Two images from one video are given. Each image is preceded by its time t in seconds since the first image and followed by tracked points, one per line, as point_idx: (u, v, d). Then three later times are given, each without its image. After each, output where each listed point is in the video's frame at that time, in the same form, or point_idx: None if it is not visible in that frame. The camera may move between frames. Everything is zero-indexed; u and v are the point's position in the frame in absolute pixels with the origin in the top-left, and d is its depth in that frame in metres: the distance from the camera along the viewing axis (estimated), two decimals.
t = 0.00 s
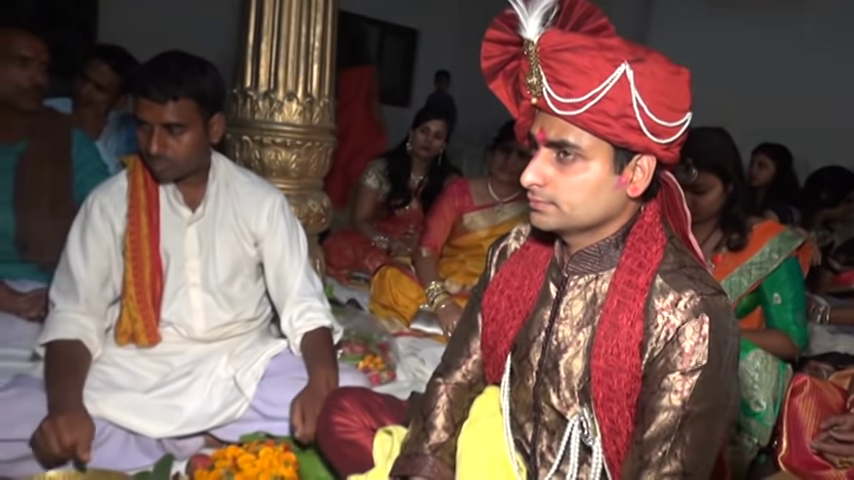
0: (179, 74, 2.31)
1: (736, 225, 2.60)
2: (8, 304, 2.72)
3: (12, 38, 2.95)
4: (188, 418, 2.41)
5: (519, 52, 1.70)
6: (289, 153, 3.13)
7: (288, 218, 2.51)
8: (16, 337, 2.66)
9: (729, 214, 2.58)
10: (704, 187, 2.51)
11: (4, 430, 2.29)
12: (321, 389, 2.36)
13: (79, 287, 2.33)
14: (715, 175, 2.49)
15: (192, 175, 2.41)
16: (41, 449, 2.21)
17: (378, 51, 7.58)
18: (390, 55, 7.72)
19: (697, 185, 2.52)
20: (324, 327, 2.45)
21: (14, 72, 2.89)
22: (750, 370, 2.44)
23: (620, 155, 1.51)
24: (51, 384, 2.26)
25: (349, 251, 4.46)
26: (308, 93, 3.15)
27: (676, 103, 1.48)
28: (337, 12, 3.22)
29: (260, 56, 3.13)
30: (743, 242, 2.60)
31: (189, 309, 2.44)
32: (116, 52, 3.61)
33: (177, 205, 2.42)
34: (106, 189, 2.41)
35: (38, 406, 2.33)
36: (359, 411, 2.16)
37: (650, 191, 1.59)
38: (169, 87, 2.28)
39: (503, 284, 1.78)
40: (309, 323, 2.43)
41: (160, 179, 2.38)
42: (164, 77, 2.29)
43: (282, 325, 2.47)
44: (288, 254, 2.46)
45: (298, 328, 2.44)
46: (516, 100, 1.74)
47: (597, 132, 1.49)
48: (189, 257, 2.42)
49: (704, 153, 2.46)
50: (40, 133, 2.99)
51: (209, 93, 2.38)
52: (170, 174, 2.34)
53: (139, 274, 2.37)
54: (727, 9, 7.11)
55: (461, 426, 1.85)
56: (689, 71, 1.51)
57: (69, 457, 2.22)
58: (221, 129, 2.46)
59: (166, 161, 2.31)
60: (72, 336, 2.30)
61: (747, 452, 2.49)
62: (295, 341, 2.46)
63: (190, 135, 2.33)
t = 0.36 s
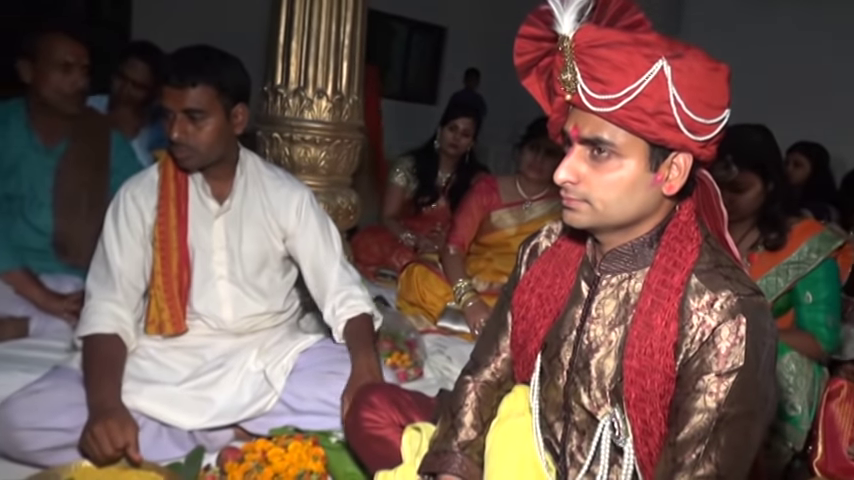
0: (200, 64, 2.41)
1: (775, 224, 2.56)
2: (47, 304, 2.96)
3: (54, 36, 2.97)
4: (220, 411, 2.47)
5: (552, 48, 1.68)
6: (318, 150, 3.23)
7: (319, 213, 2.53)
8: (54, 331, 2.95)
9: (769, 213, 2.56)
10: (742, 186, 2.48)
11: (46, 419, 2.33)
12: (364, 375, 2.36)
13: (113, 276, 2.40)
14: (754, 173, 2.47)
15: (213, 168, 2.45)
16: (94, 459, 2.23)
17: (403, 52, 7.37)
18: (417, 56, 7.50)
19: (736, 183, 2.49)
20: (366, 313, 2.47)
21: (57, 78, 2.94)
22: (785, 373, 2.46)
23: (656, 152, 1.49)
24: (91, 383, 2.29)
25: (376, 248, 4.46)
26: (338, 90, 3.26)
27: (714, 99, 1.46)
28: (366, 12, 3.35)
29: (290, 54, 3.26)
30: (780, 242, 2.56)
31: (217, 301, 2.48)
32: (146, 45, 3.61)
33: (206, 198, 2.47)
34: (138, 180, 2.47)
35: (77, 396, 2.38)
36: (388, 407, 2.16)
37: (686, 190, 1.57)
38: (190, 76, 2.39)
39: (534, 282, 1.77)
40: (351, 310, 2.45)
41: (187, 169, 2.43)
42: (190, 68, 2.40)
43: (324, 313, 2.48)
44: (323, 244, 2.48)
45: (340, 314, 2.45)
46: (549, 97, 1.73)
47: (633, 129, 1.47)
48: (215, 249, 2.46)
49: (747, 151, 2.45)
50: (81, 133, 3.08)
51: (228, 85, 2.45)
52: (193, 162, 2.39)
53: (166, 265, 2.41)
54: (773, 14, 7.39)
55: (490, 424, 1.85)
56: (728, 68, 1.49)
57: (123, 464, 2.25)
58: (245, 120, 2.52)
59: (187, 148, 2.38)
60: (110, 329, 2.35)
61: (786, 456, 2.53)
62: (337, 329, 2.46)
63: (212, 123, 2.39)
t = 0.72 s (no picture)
0: (224, 62, 2.42)
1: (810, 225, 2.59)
2: (83, 302, 2.99)
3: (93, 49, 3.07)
4: (249, 408, 2.48)
5: (584, 47, 1.66)
6: (346, 149, 3.24)
7: (343, 211, 2.53)
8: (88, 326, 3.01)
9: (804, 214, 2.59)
10: (776, 186, 2.53)
11: (80, 414, 2.36)
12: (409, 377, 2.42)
13: (144, 276, 2.42)
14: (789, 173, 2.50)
15: (240, 167, 2.46)
16: (129, 455, 2.29)
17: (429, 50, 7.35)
18: (442, 53, 7.47)
19: (769, 183, 2.54)
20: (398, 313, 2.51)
21: (93, 94, 3.06)
22: (821, 378, 2.41)
23: (690, 151, 1.47)
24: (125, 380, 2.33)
25: (402, 247, 4.46)
26: (366, 90, 3.27)
27: (750, 98, 1.44)
28: (394, 11, 3.35)
29: (319, 54, 3.27)
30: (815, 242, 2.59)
31: (246, 300, 2.50)
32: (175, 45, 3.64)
33: (233, 197, 2.48)
34: (168, 180, 2.49)
35: (112, 393, 2.41)
36: (415, 406, 2.18)
37: (720, 190, 1.55)
38: (216, 75, 2.39)
39: (564, 283, 1.76)
40: (384, 311, 2.48)
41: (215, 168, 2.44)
42: (217, 68, 2.41)
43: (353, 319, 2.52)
44: (345, 243, 2.49)
45: (370, 315, 2.48)
46: (580, 96, 1.72)
47: (666, 128, 1.45)
48: (243, 249, 2.48)
49: (783, 152, 2.50)
50: (120, 137, 3.20)
51: (255, 85, 2.46)
52: (220, 162, 2.41)
53: (196, 264, 2.44)
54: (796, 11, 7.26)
55: (518, 425, 1.84)
56: (765, 65, 1.47)
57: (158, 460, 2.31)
58: (271, 120, 2.53)
59: (214, 148, 2.40)
60: (142, 329, 2.38)
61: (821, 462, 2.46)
62: (369, 328, 2.50)
63: (238, 122, 2.41)
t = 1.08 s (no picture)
0: (255, 67, 2.44)
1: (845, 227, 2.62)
2: (116, 302, 3.07)
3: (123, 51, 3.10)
4: (278, 410, 2.49)
5: (617, 49, 1.64)
6: (373, 152, 3.24)
7: (368, 214, 2.51)
8: (119, 325, 3.07)
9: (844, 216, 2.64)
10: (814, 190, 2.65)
11: (113, 413, 2.38)
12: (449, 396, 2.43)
13: (174, 279, 2.46)
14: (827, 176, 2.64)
15: (269, 172, 2.47)
16: (161, 454, 2.28)
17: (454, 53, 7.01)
18: (468, 56, 7.09)
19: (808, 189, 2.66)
20: (429, 321, 2.47)
21: (120, 114, 3.15)
22: None
23: (727, 156, 1.45)
24: (155, 380, 2.35)
25: (428, 250, 4.47)
26: (394, 93, 3.27)
27: (789, 101, 1.43)
28: (422, 14, 3.35)
29: (347, 56, 3.28)
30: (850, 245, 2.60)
31: (273, 305, 2.51)
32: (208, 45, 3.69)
33: (262, 202, 2.49)
34: (199, 184, 2.51)
35: (144, 392, 2.43)
36: (443, 410, 2.18)
37: (758, 196, 1.53)
38: (245, 78, 2.41)
39: (594, 287, 1.73)
40: (414, 323, 2.46)
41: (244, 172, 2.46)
42: (247, 71, 2.42)
43: (388, 313, 2.48)
44: (369, 247, 2.47)
45: (403, 329, 2.47)
46: (613, 99, 1.69)
47: (702, 132, 1.43)
48: (270, 253, 2.49)
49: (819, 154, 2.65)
50: (155, 142, 3.28)
51: (284, 92, 2.47)
52: (247, 166, 2.42)
53: (224, 269, 2.45)
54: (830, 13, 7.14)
55: (547, 431, 1.82)
56: (806, 67, 1.45)
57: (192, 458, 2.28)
58: (299, 125, 2.54)
59: (241, 152, 2.41)
60: (171, 330, 2.41)
61: None
62: (404, 342, 2.50)
63: (266, 126, 2.42)
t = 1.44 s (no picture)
0: (301, 80, 2.45)
1: None
2: (152, 308, 3.09)
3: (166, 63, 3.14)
4: (311, 415, 2.49)
5: (657, 54, 1.62)
6: (405, 157, 3.23)
7: (404, 220, 2.51)
8: (156, 331, 3.11)
9: None
10: None
11: (150, 416, 2.39)
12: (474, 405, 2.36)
13: (213, 284, 2.47)
14: None
15: (308, 179, 2.49)
16: (197, 460, 2.27)
17: (484, 57, 6.90)
18: (497, 61, 6.97)
19: None
20: (454, 332, 2.43)
21: (150, 124, 3.10)
22: None
23: (773, 162, 1.42)
24: (192, 385, 2.35)
25: (459, 255, 4.46)
26: (426, 98, 3.27)
27: (838, 105, 1.40)
28: (453, 20, 3.35)
29: (380, 63, 3.28)
30: None
31: (309, 312, 2.54)
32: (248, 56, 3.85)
33: (300, 209, 2.51)
34: (238, 190, 2.52)
35: (180, 396, 2.44)
36: (477, 417, 2.17)
37: (803, 201, 1.51)
38: (287, 87, 2.42)
39: (631, 295, 1.70)
40: (438, 334, 2.42)
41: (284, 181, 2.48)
42: (284, 78, 2.44)
43: (415, 316, 2.45)
44: (402, 254, 2.46)
45: (428, 339, 2.43)
46: (653, 104, 1.67)
47: (747, 137, 1.40)
48: (308, 260, 2.51)
49: None
50: (190, 148, 3.30)
51: (323, 100, 2.48)
52: (285, 174, 2.44)
53: (264, 275, 2.46)
54: None
55: (583, 441, 1.79)
56: None
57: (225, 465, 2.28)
58: (338, 134, 2.57)
59: (280, 160, 2.42)
60: (208, 336, 2.41)
61: None
62: (428, 352, 2.46)
63: (306, 136, 2.43)
